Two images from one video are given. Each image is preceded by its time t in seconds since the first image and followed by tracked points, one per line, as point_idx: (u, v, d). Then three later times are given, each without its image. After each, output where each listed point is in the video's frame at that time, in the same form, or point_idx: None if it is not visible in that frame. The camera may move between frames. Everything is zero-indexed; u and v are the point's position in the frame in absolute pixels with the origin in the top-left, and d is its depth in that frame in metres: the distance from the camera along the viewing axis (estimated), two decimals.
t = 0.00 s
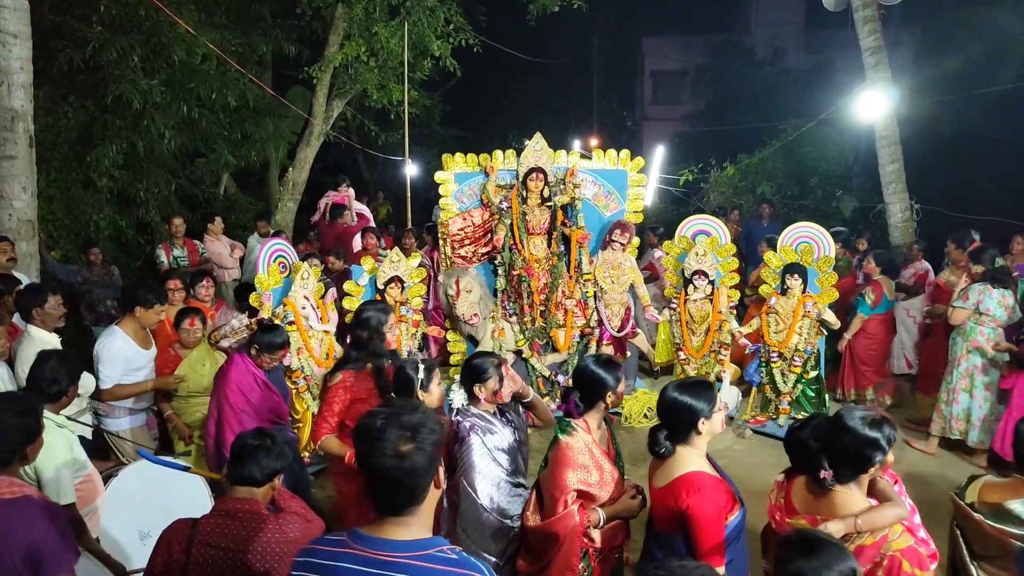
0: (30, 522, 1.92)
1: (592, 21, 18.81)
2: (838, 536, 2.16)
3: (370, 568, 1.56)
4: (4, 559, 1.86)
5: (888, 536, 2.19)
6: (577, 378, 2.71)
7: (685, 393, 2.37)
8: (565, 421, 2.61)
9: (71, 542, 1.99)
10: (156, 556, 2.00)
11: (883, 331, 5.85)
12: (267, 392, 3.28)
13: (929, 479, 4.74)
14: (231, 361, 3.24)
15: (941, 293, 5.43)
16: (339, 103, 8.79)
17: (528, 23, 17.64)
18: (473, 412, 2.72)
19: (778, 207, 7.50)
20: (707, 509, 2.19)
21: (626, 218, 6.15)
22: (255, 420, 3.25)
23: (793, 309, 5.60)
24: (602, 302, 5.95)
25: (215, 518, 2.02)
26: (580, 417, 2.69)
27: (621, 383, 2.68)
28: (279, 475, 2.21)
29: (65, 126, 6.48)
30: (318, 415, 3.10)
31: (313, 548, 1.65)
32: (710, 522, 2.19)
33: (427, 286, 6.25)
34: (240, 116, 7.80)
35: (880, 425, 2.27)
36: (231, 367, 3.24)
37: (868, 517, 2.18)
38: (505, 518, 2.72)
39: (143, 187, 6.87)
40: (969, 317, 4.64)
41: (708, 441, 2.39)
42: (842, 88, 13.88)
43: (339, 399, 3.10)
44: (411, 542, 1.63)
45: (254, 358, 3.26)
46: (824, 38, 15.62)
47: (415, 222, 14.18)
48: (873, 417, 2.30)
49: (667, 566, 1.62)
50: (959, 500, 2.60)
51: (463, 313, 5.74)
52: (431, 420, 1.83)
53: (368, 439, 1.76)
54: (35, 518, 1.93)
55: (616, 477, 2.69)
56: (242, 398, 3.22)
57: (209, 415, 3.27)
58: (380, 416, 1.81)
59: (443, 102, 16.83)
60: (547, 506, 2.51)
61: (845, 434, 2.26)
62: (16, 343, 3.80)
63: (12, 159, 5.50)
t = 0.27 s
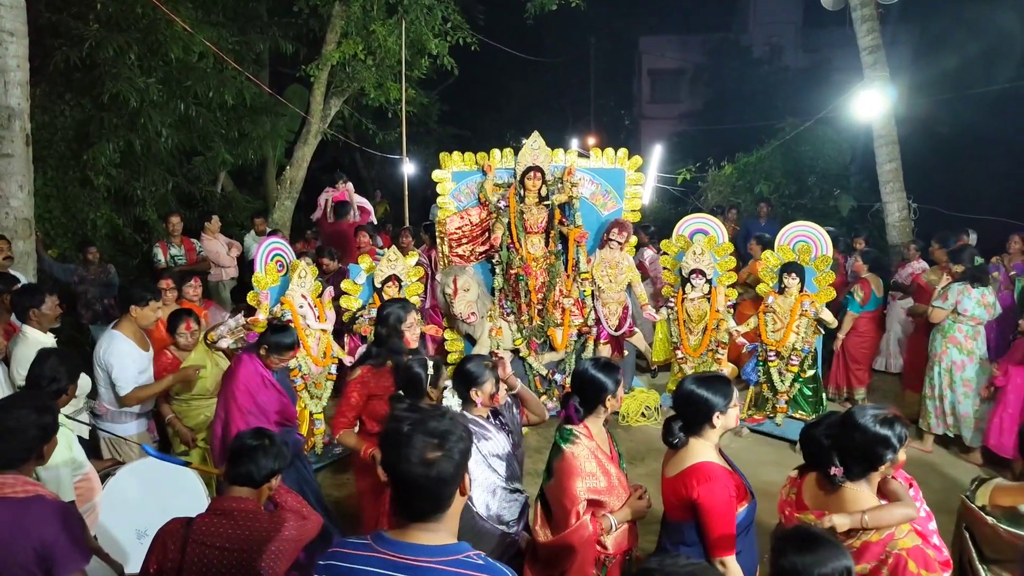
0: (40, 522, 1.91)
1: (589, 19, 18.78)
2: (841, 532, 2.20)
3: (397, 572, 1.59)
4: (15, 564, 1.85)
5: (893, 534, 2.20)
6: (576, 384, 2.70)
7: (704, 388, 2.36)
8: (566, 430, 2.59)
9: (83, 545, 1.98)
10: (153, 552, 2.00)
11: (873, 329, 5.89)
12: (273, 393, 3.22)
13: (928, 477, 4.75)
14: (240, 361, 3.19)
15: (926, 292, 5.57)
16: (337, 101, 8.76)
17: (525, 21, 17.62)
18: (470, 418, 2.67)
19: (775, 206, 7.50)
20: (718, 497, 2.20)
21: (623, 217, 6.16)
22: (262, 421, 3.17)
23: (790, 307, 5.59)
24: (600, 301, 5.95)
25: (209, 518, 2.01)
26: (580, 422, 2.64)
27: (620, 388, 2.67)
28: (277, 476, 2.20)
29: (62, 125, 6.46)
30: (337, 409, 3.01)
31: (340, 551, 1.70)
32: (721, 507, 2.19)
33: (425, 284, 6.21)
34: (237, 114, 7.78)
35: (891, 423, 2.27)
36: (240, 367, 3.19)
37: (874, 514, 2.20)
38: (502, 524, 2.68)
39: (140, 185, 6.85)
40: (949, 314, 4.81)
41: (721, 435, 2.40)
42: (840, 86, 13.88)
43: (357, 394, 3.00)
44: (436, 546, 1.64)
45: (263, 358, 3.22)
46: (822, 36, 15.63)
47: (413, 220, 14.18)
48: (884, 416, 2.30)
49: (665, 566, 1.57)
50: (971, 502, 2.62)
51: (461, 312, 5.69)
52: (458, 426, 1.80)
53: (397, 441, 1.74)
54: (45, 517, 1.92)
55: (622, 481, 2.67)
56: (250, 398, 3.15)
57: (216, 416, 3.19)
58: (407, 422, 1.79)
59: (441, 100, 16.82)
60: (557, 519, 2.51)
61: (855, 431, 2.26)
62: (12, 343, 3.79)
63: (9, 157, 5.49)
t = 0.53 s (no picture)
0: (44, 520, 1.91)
1: (587, 18, 18.78)
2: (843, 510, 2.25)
3: None
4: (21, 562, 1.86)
5: (894, 518, 2.21)
6: (577, 393, 2.63)
7: (713, 384, 2.36)
8: (571, 440, 2.51)
9: (89, 544, 1.98)
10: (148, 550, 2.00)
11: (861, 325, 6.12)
12: (291, 391, 3.15)
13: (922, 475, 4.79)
14: (257, 360, 3.12)
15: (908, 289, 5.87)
16: (335, 100, 8.76)
17: (523, 20, 17.60)
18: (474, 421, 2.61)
19: (773, 204, 7.49)
20: (727, 493, 2.19)
21: (621, 215, 6.16)
22: (276, 421, 3.11)
23: (788, 306, 5.59)
24: (598, 299, 5.94)
25: (205, 518, 2.02)
26: (585, 431, 2.59)
27: (624, 395, 2.60)
28: (276, 476, 2.18)
29: (60, 123, 6.46)
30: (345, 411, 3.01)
31: (349, 554, 1.72)
32: (728, 505, 2.19)
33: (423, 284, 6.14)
34: (235, 112, 7.77)
35: (889, 409, 2.31)
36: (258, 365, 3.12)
37: (873, 495, 2.23)
38: (499, 530, 2.67)
39: (138, 184, 6.83)
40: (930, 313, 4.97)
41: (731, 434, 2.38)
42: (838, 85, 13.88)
43: (367, 395, 2.96)
44: (449, 549, 1.68)
45: (282, 356, 3.15)
46: (819, 36, 15.64)
47: (410, 219, 14.17)
48: (883, 402, 2.35)
49: (668, 566, 1.63)
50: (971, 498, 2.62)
51: (459, 310, 5.73)
52: (473, 427, 1.87)
53: (410, 447, 1.79)
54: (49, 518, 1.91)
55: (631, 488, 2.59)
56: (266, 397, 3.08)
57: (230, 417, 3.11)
58: (424, 426, 1.83)
59: (439, 99, 16.81)
60: (569, 534, 2.45)
61: (853, 416, 2.35)
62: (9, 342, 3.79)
63: (6, 156, 5.49)
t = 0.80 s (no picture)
0: (39, 524, 1.92)
1: (586, 16, 18.77)
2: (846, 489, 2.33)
3: None
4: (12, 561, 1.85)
5: (898, 500, 2.21)
6: (589, 394, 2.59)
7: (724, 389, 2.34)
8: (583, 442, 2.49)
9: (80, 544, 1.98)
10: (145, 551, 2.00)
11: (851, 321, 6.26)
12: (305, 392, 3.18)
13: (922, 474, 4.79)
14: (273, 358, 3.16)
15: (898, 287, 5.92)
16: (333, 99, 8.77)
17: (520, 18, 17.57)
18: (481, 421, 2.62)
19: (770, 202, 7.49)
20: (744, 503, 2.16)
21: (619, 214, 6.14)
22: (288, 421, 3.18)
23: (786, 305, 5.58)
24: (596, 298, 5.92)
25: (202, 519, 2.01)
26: (596, 433, 2.54)
27: (634, 396, 2.56)
28: (272, 474, 2.20)
29: (58, 123, 6.46)
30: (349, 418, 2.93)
31: (354, 556, 1.71)
32: (747, 513, 2.15)
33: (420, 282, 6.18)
34: (233, 112, 7.78)
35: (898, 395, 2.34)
36: (271, 364, 3.16)
37: (876, 477, 2.27)
38: (503, 533, 2.65)
39: (136, 184, 6.83)
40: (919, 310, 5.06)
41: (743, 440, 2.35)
42: (836, 83, 13.88)
43: (376, 402, 2.91)
44: (456, 550, 1.68)
45: (297, 355, 3.19)
46: (818, 34, 15.66)
47: (408, 218, 14.18)
48: (890, 389, 2.37)
49: (679, 568, 1.62)
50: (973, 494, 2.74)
51: (457, 309, 5.73)
52: (478, 427, 1.90)
53: (419, 450, 1.78)
54: (40, 521, 1.92)
55: (640, 492, 2.60)
56: (281, 397, 3.15)
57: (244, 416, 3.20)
58: (431, 428, 1.85)
59: (437, 99, 16.82)
60: (580, 537, 2.43)
61: (860, 401, 2.39)
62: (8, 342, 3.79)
63: (4, 156, 5.49)
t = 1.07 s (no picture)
0: (35, 526, 1.92)
1: (585, 14, 18.74)
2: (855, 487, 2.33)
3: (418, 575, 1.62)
4: (1, 562, 1.86)
5: (907, 502, 2.21)
6: (601, 389, 2.61)
7: (736, 397, 2.37)
8: (596, 437, 2.54)
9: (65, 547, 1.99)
10: (140, 551, 2.00)
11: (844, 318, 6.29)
12: (312, 391, 3.20)
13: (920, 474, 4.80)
14: (279, 358, 3.14)
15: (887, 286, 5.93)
16: (331, 98, 8.76)
17: (520, 17, 17.54)
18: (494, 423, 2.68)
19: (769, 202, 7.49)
20: (765, 518, 2.18)
21: (618, 213, 6.14)
22: (295, 420, 3.19)
23: (785, 304, 5.60)
24: (595, 298, 5.91)
25: (199, 519, 2.00)
26: (609, 428, 2.58)
27: (648, 391, 2.57)
28: (268, 476, 2.20)
29: (55, 121, 6.44)
30: (348, 423, 2.82)
31: (355, 553, 1.71)
32: (768, 529, 2.17)
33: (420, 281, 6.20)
34: (231, 111, 7.76)
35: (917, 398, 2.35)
36: (277, 364, 3.14)
37: (886, 477, 2.29)
38: (520, 527, 2.72)
39: (134, 182, 6.83)
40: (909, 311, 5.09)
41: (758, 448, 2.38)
42: (835, 82, 13.87)
43: (375, 406, 2.82)
44: (458, 549, 1.68)
45: (303, 355, 3.16)
46: (818, 33, 15.64)
47: (407, 217, 14.16)
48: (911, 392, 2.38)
49: (678, 566, 1.63)
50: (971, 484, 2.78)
51: (455, 309, 5.73)
52: (482, 427, 1.94)
53: (425, 450, 1.82)
54: (35, 523, 1.92)
55: (653, 484, 2.60)
56: (286, 396, 3.14)
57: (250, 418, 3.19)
58: (434, 427, 1.89)
59: (436, 97, 16.79)
60: (592, 529, 2.47)
61: (877, 401, 2.41)
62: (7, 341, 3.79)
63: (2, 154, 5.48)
